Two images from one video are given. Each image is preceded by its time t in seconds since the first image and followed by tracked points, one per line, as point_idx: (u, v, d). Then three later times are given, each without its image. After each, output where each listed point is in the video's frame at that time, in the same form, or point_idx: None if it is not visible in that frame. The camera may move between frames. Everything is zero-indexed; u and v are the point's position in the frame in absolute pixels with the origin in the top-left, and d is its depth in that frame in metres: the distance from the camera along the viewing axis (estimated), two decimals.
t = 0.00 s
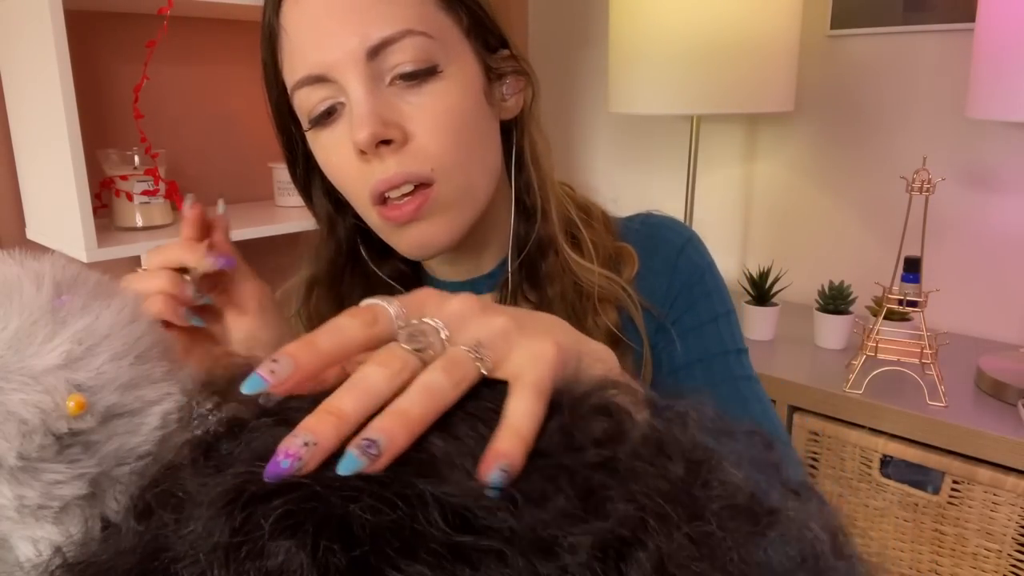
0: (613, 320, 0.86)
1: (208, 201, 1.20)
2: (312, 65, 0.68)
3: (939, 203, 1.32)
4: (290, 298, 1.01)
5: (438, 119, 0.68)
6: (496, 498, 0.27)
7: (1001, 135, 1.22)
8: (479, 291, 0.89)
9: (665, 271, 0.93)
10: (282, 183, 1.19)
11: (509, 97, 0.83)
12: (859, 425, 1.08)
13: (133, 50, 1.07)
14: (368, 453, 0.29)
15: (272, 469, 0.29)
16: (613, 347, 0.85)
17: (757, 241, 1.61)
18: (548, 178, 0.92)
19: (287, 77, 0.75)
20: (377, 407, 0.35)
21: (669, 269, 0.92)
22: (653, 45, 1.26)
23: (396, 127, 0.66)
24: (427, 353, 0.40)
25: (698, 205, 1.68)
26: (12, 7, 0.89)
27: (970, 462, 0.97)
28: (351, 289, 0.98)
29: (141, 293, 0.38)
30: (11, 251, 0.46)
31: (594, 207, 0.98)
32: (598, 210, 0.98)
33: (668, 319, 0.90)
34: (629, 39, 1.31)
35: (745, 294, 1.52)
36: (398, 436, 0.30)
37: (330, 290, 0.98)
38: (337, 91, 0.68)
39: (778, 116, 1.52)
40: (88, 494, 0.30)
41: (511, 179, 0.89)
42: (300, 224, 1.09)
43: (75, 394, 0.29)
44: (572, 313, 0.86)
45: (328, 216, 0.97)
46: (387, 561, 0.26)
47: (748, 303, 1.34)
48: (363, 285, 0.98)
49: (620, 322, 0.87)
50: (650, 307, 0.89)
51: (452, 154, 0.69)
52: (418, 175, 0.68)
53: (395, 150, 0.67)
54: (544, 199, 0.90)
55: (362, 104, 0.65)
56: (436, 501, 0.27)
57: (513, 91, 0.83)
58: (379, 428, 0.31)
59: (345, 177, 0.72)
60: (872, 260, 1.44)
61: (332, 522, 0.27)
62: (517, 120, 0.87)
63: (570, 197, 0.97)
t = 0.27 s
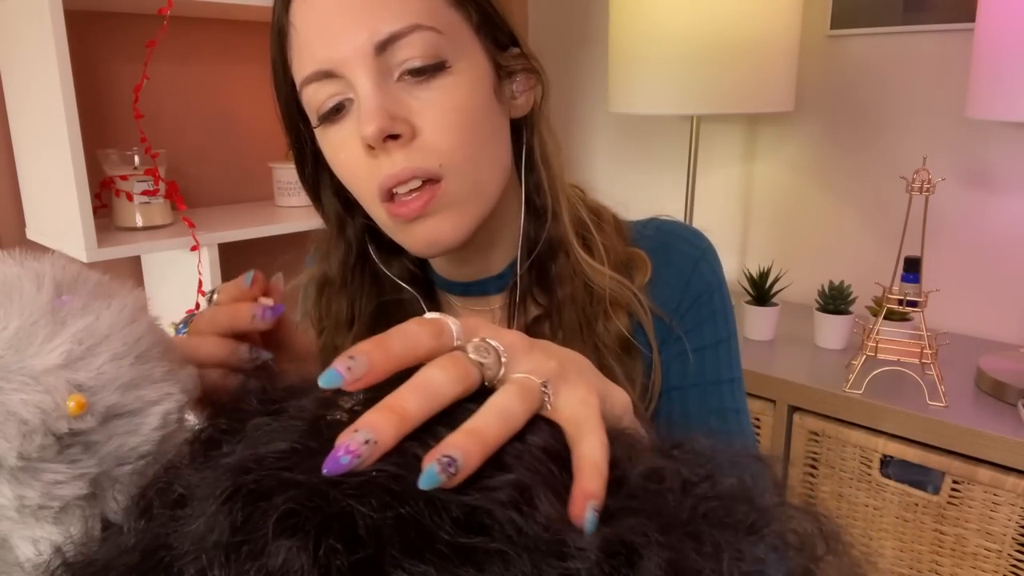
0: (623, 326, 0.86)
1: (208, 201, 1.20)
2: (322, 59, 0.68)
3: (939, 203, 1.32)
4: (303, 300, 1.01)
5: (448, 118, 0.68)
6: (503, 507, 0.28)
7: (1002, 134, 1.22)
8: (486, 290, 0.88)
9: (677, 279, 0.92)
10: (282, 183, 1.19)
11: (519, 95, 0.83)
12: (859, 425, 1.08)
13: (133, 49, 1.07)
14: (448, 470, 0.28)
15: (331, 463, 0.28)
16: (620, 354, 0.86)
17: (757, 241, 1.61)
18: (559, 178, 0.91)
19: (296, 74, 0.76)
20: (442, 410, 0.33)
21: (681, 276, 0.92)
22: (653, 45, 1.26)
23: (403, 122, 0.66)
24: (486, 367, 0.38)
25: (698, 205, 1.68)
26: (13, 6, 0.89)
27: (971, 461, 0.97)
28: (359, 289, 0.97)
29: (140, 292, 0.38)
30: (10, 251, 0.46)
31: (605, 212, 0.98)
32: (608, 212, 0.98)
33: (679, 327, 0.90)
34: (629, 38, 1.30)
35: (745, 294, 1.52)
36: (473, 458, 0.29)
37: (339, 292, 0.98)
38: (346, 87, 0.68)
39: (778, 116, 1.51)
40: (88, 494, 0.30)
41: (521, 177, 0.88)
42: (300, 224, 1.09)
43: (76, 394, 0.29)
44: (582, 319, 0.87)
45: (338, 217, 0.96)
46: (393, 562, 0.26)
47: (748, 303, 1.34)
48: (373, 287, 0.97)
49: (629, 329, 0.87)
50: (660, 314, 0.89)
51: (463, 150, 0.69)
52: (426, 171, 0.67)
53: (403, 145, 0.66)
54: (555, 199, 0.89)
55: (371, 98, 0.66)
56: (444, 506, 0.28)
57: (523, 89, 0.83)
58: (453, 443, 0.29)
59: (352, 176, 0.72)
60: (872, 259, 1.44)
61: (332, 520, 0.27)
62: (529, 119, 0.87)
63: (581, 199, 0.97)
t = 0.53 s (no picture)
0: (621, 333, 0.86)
1: (208, 201, 1.20)
2: (320, 60, 0.68)
3: (939, 203, 1.32)
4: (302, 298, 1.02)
5: (447, 117, 0.68)
6: (506, 510, 0.28)
7: (1002, 134, 1.22)
8: (485, 292, 0.87)
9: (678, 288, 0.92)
10: (282, 183, 1.19)
11: (520, 96, 0.83)
12: (859, 425, 1.08)
13: (133, 49, 1.07)
14: (476, 473, 0.28)
15: (368, 459, 0.29)
16: (620, 362, 0.86)
17: (757, 241, 1.61)
18: (560, 180, 0.91)
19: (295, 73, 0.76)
20: (467, 410, 0.34)
21: (682, 285, 0.92)
22: (652, 45, 1.26)
23: (402, 123, 0.66)
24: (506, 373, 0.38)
25: (698, 205, 1.68)
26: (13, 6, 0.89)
27: (971, 461, 0.97)
28: (357, 289, 0.96)
29: (140, 292, 0.38)
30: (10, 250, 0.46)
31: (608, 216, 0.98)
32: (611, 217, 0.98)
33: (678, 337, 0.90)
34: (629, 39, 1.30)
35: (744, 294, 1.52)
36: (499, 461, 0.29)
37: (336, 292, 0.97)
38: (345, 87, 0.68)
39: (778, 116, 1.51)
40: (87, 494, 0.30)
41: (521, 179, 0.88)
42: (300, 224, 1.09)
43: (75, 394, 0.29)
44: (580, 323, 0.87)
45: (337, 217, 0.96)
46: (392, 561, 0.26)
47: (748, 303, 1.34)
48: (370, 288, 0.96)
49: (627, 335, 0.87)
50: (659, 322, 0.89)
51: (461, 150, 0.69)
52: (424, 173, 0.67)
53: (402, 146, 0.66)
54: (556, 201, 0.89)
55: (370, 98, 0.66)
56: (450, 505, 0.28)
57: (524, 90, 0.83)
58: (479, 446, 0.30)
59: (351, 176, 0.72)
60: (872, 259, 1.44)
61: (332, 519, 0.27)
62: (530, 120, 0.87)
63: (582, 202, 0.97)
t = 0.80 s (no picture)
0: (620, 333, 0.86)
1: (208, 201, 1.20)
2: (316, 63, 0.68)
3: (938, 203, 1.32)
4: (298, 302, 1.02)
5: (444, 119, 0.68)
6: (505, 511, 0.28)
7: (1002, 135, 1.22)
8: (483, 294, 0.87)
9: (677, 287, 0.92)
10: (282, 183, 1.19)
11: (516, 97, 0.83)
12: (859, 425, 1.08)
13: (132, 50, 1.07)
14: (476, 475, 0.28)
15: (370, 460, 0.28)
16: (619, 362, 0.86)
17: (757, 241, 1.61)
18: (558, 181, 0.91)
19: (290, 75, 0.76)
20: (467, 410, 0.34)
21: (682, 285, 0.92)
22: (651, 45, 1.27)
23: (399, 126, 0.66)
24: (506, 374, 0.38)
25: (698, 204, 1.68)
26: (12, 6, 0.89)
27: (970, 461, 0.97)
28: (355, 292, 0.97)
29: (140, 292, 0.38)
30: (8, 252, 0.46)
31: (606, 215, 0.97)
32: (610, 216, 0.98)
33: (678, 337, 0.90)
34: (629, 39, 1.31)
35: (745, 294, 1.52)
36: (500, 461, 0.29)
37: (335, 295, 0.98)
38: (341, 90, 0.68)
39: (778, 116, 1.51)
40: (88, 493, 0.30)
41: (518, 181, 0.88)
42: (300, 224, 1.09)
43: (75, 394, 0.29)
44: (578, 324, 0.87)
45: (333, 220, 0.97)
46: (392, 560, 0.26)
47: (748, 303, 1.34)
48: (369, 290, 0.97)
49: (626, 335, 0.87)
50: (659, 322, 0.89)
51: (457, 152, 0.68)
52: (418, 178, 0.67)
53: (399, 150, 0.66)
54: (554, 202, 0.89)
55: (366, 103, 0.65)
56: (450, 506, 0.28)
57: (521, 91, 0.83)
58: (479, 447, 0.30)
59: (347, 179, 0.72)
60: (872, 259, 1.44)
61: (332, 519, 0.27)
62: (526, 121, 0.87)
63: (581, 203, 0.97)
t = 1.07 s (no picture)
0: (620, 333, 0.86)
1: (208, 201, 1.20)
2: (314, 64, 0.68)
3: (939, 203, 1.32)
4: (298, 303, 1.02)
5: (443, 120, 0.68)
6: (506, 511, 0.28)
7: (1002, 135, 1.22)
8: (483, 294, 0.87)
9: (677, 287, 0.92)
10: (282, 183, 1.19)
11: (516, 98, 0.82)
12: (859, 425, 1.08)
13: (133, 50, 1.07)
14: (477, 475, 0.28)
15: (372, 460, 0.28)
16: (619, 362, 0.86)
17: (757, 240, 1.61)
18: (557, 182, 0.91)
19: (289, 75, 0.75)
20: (469, 411, 0.34)
21: (682, 286, 0.92)
22: (651, 45, 1.27)
23: (399, 128, 0.66)
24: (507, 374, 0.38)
25: (698, 204, 1.68)
26: (12, 6, 0.89)
27: (970, 461, 0.97)
28: (354, 293, 0.97)
29: (140, 291, 0.38)
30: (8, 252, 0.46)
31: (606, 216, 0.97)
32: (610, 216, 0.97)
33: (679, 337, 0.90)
34: (628, 38, 1.31)
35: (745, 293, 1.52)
36: (500, 461, 0.29)
37: (334, 297, 0.98)
38: (340, 91, 0.68)
39: (778, 116, 1.51)
40: (88, 493, 0.30)
41: (518, 182, 0.88)
42: (300, 224, 1.09)
43: (75, 394, 0.29)
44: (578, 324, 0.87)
45: (332, 220, 0.97)
46: (392, 561, 0.26)
47: (748, 303, 1.34)
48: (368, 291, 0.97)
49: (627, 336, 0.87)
50: (659, 322, 0.89)
51: (456, 153, 0.68)
52: (418, 179, 0.67)
53: (398, 152, 0.66)
54: (553, 203, 0.89)
55: (365, 104, 0.65)
56: (451, 507, 0.28)
57: (521, 92, 0.83)
58: (479, 447, 0.30)
59: (346, 179, 0.72)
60: (872, 259, 1.44)
61: (333, 520, 0.27)
62: (526, 122, 0.87)
63: (580, 203, 0.97)
